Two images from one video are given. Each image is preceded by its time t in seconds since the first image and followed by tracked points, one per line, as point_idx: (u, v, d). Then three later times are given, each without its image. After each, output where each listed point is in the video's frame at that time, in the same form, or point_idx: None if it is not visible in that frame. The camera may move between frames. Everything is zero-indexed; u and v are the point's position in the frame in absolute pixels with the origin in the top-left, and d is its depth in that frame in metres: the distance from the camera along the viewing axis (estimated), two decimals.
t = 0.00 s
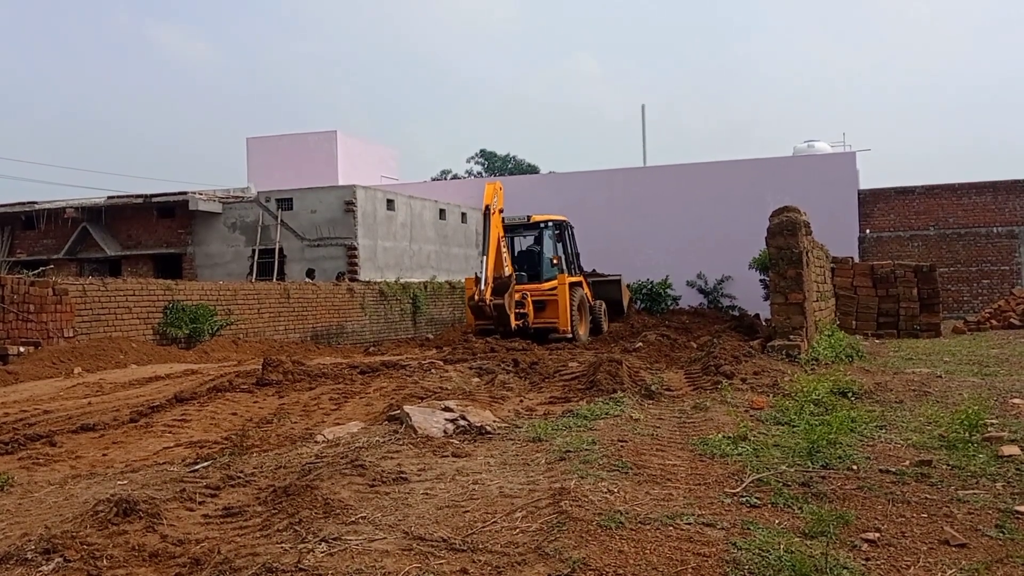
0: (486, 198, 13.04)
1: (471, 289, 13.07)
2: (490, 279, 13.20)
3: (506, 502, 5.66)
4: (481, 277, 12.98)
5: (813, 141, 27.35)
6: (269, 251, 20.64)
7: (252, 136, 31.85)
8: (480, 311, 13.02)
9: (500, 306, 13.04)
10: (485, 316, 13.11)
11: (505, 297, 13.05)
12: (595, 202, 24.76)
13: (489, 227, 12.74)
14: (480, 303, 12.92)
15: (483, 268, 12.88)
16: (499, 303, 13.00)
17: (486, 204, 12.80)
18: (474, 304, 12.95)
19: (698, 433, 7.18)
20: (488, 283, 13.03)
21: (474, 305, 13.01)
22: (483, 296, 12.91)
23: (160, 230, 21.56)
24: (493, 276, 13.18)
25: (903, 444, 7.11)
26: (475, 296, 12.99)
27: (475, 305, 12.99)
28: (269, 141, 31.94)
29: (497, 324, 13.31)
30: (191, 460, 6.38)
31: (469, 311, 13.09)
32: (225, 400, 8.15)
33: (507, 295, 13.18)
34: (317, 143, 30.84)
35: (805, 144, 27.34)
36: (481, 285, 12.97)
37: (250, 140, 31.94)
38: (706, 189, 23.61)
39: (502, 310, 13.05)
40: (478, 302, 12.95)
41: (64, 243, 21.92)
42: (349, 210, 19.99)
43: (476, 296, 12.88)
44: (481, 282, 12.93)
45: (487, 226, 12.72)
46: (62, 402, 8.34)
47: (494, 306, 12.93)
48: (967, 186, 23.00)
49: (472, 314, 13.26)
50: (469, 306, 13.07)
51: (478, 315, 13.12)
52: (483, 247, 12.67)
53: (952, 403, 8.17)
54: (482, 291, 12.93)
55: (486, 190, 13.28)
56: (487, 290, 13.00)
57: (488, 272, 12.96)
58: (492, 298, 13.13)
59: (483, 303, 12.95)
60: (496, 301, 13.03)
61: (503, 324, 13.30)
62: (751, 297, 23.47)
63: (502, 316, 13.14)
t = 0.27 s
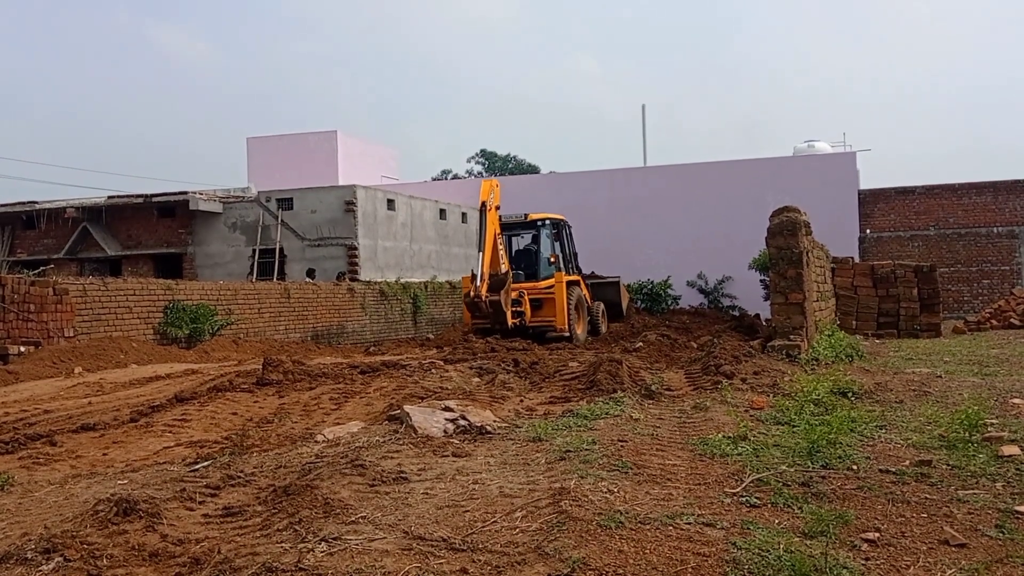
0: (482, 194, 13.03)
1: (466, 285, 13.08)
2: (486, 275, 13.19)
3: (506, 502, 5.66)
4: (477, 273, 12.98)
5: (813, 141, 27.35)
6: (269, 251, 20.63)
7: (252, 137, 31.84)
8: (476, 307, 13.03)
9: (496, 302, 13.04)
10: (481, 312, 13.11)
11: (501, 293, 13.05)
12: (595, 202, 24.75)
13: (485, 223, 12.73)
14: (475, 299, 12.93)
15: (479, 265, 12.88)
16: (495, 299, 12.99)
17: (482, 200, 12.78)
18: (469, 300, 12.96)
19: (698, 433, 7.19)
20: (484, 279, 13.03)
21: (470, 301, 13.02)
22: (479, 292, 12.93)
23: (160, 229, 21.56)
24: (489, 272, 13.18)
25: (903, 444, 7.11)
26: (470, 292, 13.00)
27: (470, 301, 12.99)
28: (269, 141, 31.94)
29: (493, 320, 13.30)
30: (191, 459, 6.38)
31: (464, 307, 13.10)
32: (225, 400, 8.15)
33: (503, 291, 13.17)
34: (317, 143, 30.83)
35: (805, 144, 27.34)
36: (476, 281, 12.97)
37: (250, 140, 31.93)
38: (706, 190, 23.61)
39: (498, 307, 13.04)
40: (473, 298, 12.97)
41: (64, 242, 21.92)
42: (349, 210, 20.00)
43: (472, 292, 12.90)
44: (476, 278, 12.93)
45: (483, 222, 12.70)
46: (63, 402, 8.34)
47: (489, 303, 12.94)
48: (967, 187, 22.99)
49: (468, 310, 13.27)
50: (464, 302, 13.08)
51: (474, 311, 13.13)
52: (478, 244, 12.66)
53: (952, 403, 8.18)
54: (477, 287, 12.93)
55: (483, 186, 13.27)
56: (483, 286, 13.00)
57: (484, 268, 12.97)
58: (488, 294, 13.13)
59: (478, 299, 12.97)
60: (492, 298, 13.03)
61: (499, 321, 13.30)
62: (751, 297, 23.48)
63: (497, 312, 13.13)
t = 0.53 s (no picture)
0: (476, 192, 13.03)
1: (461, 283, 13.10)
2: (480, 274, 13.21)
3: (506, 501, 5.66)
4: (471, 271, 13.00)
5: (813, 141, 27.37)
6: (269, 250, 20.65)
7: (252, 137, 31.85)
8: (471, 305, 13.06)
9: (490, 300, 13.06)
10: (475, 311, 13.14)
11: (496, 292, 13.07)
12: (596, 203, 24.75)
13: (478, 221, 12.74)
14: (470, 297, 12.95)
15: (473, 263, 12.90)
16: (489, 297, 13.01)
17: (476, 198, 12.77)
18: (464, 299, 12.98)
19: (698, 432, 7.19)
20: (479, 278, 13.04)
21: (465, 300, 13.03)
22: (473, 291, 12.95)
23: (160, 229, 21.57)
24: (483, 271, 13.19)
25: (903, 443, 7.11)
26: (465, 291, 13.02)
27: (465, 300, 13.02)
28: (269, 141, 31.95)
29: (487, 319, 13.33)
30: (191, 459, 6.38)
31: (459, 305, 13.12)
32: (224, 400, 8.15)
33: (498, 290, 13.19)
34: (317, 143, 30.83)
35: (805, 144, 27.35)
36: (470, 279, 12.98)
37: (250, 141, 31.94)
38: (706, 190, 23.62)
39: (493, 305, 13.06)
40: (468, 296, 12.99)
41: (64, 242, 21.91)
42: (349, 210, 20.00)
43: (466, 290, 12.91)
44: (470, 276, 12.95)
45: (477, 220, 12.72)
46: (62, 401, 8.34)
47: (484, 301, 12.97)
48: (967, 186, 22.99)
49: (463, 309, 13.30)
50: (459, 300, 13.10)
51: (468, 310, 13.16)
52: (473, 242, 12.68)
53: (952, 402, 8.18)
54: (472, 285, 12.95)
55: (476, 183, 13.27)
56: (477, 285, 13.02)
57: (478, 266, 12.97)
58: (482, 292, 13.15)
59: (473, 298, 12.99)
60: (487, 296, 13.05)
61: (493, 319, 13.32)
62: (750, 297, 23.48)
63: (492, 311, 13.15)
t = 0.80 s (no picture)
0: (470, 190, 13.01)
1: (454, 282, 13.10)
2: (474, 273, 13.21)
3: (506, 501, 5.66)
4: (465, 270, 13.00)
5: (813, 141, 27.37)
6: (269, 250, 20.65)
7: (252, 137, 31.86)
8: (464, 305, 13.05)
9: (484, 299, 13.07)
10: (469, 310, 13.14)
11: (489, 291, 13.08)
12: (596, 203, 24.74)
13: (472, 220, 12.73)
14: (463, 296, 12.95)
15: (467, 262, 12.90)
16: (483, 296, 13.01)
17: (470, 197, 12.77)
18: (457, 298, 12.98)
19: (698, 432, 7.19)
20: (472, 277, 13.03)
21: (459, 299, 13.03)
22: (468, 290, 12.96)
23: (160, 229, 21.57)
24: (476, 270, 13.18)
25: (903, 443, 7.11)
26: (458, 290, 13.02)
27: (458, 299, 13.02)
28: (269, 141, 31.95)
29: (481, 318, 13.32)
30: (190, 459, 6.38)
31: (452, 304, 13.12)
32: (224, 399, 8.14)
33: (492, 289, 13.19)
34: (317, 142, 30.83)
35: (805, 144, 27.36)
36: (464, 278, 12.98)
37: (250, 140, 31.94)
38: (706, 191, 23.61)
39: (487, 304, 13.07)
40: (462, 296, 12.98)
41: (63, 242, 21.89)
42: (349, 210, 20.00)
43: (460, 290, 12.93)
44: (464, 275, 12.94)
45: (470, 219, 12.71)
46: (62, 401, 8.34)
47: (478, 300, 12.97)
48: (967, 186, 22.99)
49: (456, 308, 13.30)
50: (453, 299, 13.09)
51: (462, 309, 13.16)
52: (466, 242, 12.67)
53: (952, 402, 8.17)
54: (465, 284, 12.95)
55: (469, 181, 13.23)
56: (472, 284, 13.01)
57: (472, 266, 12.98)
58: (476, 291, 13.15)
59: (467, 298, 12.99)
60: (481, 295, 13.06)
61: (487, 318, 13.30)
62: (750, 297, 23.48)
63: (486, 311, 13.17)
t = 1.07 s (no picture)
0: (465, 187, 12.97)
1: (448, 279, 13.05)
2: (468, 270, 13.19)
3: (506, 501, 5.66)
4: (459, 267, 12.94)
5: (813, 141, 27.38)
6: (269, 250, 20.66)
7: (252, 136, 31.86)
8: (458, 303, 13.01)
9: (478, 297, 13.03)
10: (462, 308, 13.10)
11: (483, 289, 13.04)
12: (596, 204, 24.74)
13: (467, 217, 12.69)
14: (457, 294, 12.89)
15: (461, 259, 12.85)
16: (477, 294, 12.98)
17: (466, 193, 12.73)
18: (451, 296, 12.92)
19: (699, 432, 7.18)
20: (466, 274, 12.98)
21: (451, 297, 13.02)
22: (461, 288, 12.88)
23: (160, 229, 21.57)
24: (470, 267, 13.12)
25: (904, 443, 7.10)
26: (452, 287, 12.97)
27: (451, 297, 13.01)
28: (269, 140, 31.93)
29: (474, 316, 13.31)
30: (191, 458, 6.38)
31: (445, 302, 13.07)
32: (225, 399, 8.14)
33: (486, 287, 13.14)
34: (317, 143, 30.84)
35: (805, 144, 27.37)
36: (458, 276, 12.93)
37: (250, 140, 31.92)
38: (706, 191, 23.63)
39: (481, 302, 13.04)
40: (455, 293, 12.97)
41: (64, 241, 21.90)
42: (349, 210, 20.02)
43: (453, 287, 12.90)
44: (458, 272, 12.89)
45: (466, 215, 12.68)
46: (64, 400, 8.34)
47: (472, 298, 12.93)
48: (967, 187, 22.99)
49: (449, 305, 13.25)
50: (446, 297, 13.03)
51: (455, 307, 13.10)
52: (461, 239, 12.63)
53: (953, 401, 8.17)
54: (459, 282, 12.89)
55: (465, 178, 13.20)
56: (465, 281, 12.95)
57: (466, 263, 12.95)
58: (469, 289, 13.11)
59: (460, 295, 12.98)
60: (475, 293, 13.02)
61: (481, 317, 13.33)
62: (751, 297, 23.46)
63: (480, 308, 13.16)
